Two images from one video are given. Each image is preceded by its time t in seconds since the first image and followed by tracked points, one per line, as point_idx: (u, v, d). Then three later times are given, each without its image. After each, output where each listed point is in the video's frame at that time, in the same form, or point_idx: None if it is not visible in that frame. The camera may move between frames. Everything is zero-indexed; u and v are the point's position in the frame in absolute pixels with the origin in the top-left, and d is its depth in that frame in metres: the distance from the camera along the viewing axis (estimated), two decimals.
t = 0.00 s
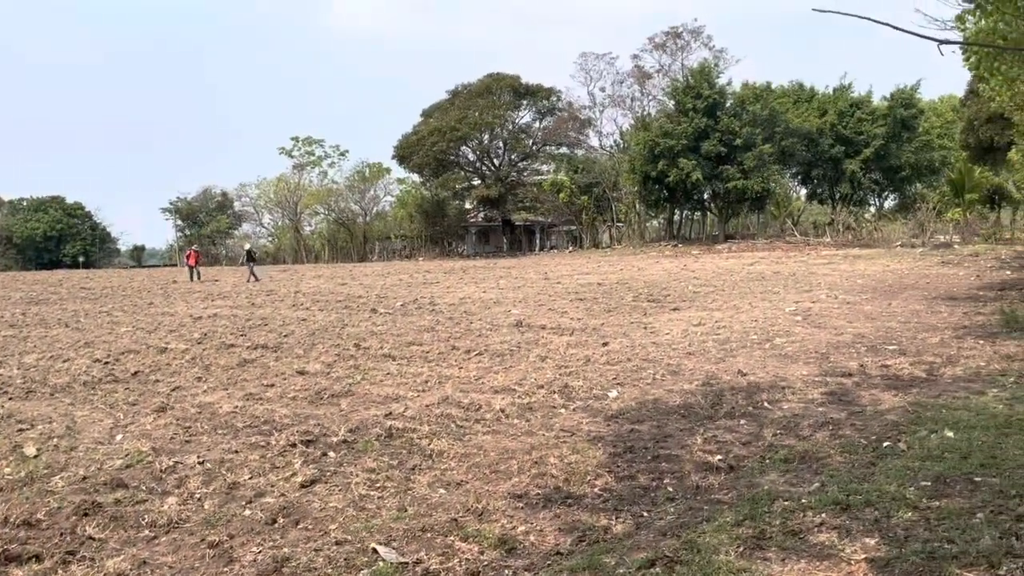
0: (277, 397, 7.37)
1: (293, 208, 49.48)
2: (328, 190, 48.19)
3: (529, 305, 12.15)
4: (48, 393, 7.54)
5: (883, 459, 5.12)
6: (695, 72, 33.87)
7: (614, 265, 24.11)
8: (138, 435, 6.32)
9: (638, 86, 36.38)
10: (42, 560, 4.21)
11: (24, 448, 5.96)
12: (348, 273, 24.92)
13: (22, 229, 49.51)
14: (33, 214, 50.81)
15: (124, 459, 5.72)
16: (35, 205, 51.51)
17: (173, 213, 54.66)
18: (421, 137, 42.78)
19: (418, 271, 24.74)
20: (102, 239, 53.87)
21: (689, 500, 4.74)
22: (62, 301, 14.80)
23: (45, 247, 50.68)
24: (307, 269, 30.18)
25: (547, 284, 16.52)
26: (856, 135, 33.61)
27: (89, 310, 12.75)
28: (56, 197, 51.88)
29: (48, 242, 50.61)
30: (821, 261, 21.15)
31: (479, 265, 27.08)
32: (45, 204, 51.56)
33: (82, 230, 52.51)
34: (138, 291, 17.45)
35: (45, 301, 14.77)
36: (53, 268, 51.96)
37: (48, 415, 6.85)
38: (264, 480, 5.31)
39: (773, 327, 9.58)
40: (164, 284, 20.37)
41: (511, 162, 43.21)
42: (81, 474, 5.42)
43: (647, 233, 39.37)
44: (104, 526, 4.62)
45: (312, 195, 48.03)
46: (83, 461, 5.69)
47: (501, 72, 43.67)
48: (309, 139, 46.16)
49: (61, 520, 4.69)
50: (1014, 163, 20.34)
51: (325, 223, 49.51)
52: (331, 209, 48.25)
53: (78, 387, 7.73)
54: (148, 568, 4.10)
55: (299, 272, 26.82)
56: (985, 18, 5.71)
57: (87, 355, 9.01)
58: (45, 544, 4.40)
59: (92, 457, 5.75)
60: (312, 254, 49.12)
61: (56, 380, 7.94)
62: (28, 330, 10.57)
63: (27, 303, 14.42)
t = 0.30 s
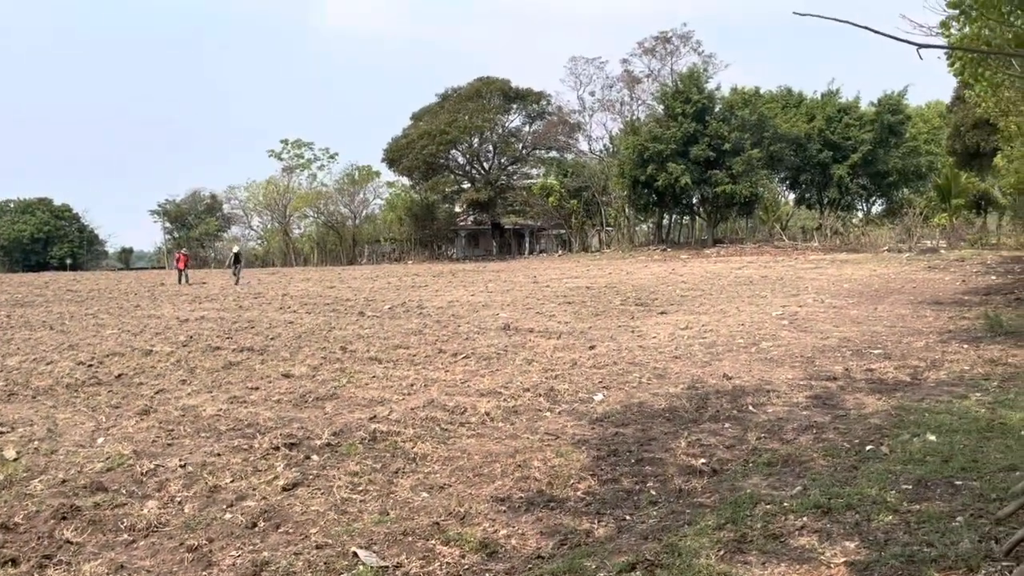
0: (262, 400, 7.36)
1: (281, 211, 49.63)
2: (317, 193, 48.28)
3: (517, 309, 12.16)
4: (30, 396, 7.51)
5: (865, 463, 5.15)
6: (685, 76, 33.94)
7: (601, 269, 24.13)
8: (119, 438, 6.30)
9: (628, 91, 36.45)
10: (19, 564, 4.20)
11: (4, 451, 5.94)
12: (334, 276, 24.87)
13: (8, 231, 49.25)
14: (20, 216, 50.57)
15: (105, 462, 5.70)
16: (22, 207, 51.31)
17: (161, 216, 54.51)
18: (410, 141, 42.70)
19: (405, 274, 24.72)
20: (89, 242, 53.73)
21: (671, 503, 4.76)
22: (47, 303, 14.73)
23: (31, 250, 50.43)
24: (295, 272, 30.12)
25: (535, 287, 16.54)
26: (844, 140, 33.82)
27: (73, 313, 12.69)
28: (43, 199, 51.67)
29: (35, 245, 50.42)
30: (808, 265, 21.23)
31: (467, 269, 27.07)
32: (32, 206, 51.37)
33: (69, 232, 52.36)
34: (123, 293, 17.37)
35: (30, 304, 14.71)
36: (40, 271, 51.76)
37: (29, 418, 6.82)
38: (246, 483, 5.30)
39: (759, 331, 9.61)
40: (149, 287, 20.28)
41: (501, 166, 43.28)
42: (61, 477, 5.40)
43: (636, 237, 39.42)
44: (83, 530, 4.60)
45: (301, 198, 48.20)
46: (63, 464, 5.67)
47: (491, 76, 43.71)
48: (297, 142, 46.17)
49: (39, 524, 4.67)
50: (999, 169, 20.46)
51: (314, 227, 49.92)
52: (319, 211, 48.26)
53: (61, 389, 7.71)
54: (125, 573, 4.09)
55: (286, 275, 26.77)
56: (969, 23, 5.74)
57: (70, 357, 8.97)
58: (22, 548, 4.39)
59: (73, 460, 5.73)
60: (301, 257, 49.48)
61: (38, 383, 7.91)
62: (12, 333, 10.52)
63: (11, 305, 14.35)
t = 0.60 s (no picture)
0: (255, 404, 7.35)
1: (277, 214, 49.56)
2: (313, 197, 48.10)
3: (512, 312, 12.16)
4: (22, 399, 7.49)
5: (858, 466, 5.15)
6: (680, 80, 34.00)
7: (596, 272, 24.14)
8: (111, 441, 6.29)
9: (624, 95, 36.51)
10: (8, 568, 4.19)
11: None
12: (329, 279, 24.89)
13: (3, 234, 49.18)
14: (15, 219, 50.47)
15: (96, 466, 5.70)
16: (17, 210, 51.25)
17: (157, 219, 54.48)
18: (406, 144, 42.69)
19: (400, 277, 24.72)
20: (85, 245, 53.73)
21: (664, 507, 4.76)
22: (41, 306, 14.72)
23: (27, 252, 50.37)
24: (291, 275, 30.08)
25: (531, 291, 16.53)
26: (839, 145, 33.92)
27: (67, 316, 12.67)
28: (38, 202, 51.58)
29: (30, 247, 50.37)
30: (802, 269, 21.26)
31: (462, 273, 27.09)
32: (28, 209, 51.32)
33: (64, 235, 52.32)
34: (118, 296, 17.36)
35: (24, 306, 14.68)
36: (35, 273, 51.71)
37: (21, 421, 6.81)
38: (238, 487, 5.29)
39: (754, 335, 9.61)
40: (145, 290, 20.23)
41: (496, 169, 43.28)
42: (52, 481, 5.39)
43: (632, 241, 39.47)
44: (73, 534, 4.60)
45: (297, 202, 47.94)
46: (54, 468, 5.67)
47: (487, 79, 43.78)
48: (293, 146, 46.09)
49: (29, 528, 4.67)
50: (993, 174, 20.50)
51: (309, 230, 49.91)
52: (315, 215, 48.21)
53: (53, 393, 7.69)
54: None
55: (281, 278, 26.71)
56: (963, 28, 5.72)
57: (63, 360, 8.96)
58: (12, 552, 4.38)
59: (64, 464, 5.72)
60: (297, 261, 50.15)
61: (31, 386, 7.89)
62: (5, 336, 10.50)
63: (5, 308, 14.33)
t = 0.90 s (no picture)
0: (257, 407, 7.35)
1: (278, 218, 49.58)
2: (315, 200, 47.66)
3: (514, 316, 12.16)
4: (25, 402, 7.49)
5: (861, 471, 5.14)
6: (681, 84, 34.02)
7: (597, 276, 24.16)
8: (113, 445, 6.28)
9: (625, 99, 36.57)
10: (9, 572, 4.17)
11: None
12: (331, 283, 24.91)
13: (5, 238, 49.16)
14: (16, 222, 50.48)
15: (98, 470, 5.68)
16: (19, 213, 51.28)
17: (159, 222, 54.51)
18: (407, 148, 42.69)
19: (403, 281, 24.76)
20: (87, 249, 53.79)
21: (667, 512, 4.74)
22: (43, 309, 14.72)
23: (28, 256, 50.39)
24: (293, 279, 30.07)
25: (533, 294, 16.53)
26: (840, 148, 34.03)
27: (69, 320, 12.66)
28: (40, 206, 51.61)
29: (31, 251, 50.40)
30: (804, 273, 21.27)
31: (464, 276, 27.15)
32: (30, 213, 51.35)
33: (66, 239, 52.30)
34: (120, 300, 17.37)
35: (26, 310, 14.69)
36: (37, 277, 51.75)
37: (23, 425, 6.80)
38: (240, 491, 5.28)
39: (756, 339, 9.61)
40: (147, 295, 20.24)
41: (498, 173, 42.98)
42: (54, 485, 5.38)
43: (633, 244, 39.46)
44: (76, 538, 4.58)
45: (299, 205, 47.42)
46: (57, 471, 5.66)
47: (489, 83, 43.83)
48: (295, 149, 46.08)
49: (32, 532, 4.65)
50: (995, 177, 20.49)
51: (311, 234, 49.82)
52: (317, 219, 47.84)
53: (56, 397, 7.68)
54: None
55: (282, 282, 26.78)
56: (965, 32, 5.70)
57: (65, 364, 8.96)
58: (14, 556, 4.36)
59: (66, 468, 5.71)
60: (298, 263, 50.11)
61: (33, 390, 7.87)
62: (6, 340, 10.48)
63: (6, 312, 14.32)
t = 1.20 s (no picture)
0: (266, 411, 7.35)
1: (285, 221, 49.80)
2: (321, 204, 47.88)
3: (520, 320, 12.14)
4: (36, 406, 7.51)
5: (873, 475, 5.13)
6: (687, 87, 34.02)
7: (605, 279, 24.21)
8: (125, 448, 6.31)
9: (631, 103, 36.60)
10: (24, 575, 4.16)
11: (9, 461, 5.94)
12: (339, 286, 24.96)
13: (13, 241, 49.17)
14: (24, 226, 50.57)
15: (111, 473, 5.71)
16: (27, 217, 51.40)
17: (165, 226, 54.59)
18: (413, 152, 42.78)
19: (411, 285, 24.80)
20: (94, 252, 53.91)
21: (678, 516, 4.73)
22: (51, 313, 14.71)
23: (36, 260, 50.46)
24: (300, 282, 30.13)
25: (539, 298, 16.53)
26: (846, 151, 34.00)
27: (77, 323, 12.66)
28: (47, 210, 51.64)
29: (39, 255, 50.50)
30: (811, 275, 21.29)
31: (472, 280, 27.22)
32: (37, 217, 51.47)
33: (73, 243, 52.42)
34: (127, 303, 17.39)
35: (34, 314, 14.70)
36: (44, 281, 51.86)
37: (34, 429, 6.81)
38: (252, 495, 5.27)
39: (764, 342, 9.59)
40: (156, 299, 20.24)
41: (503, 177, 43.01)
42: (67, 489, 5.38)
43: (639, 248, 39.47)
44: (89, 542, 4.59)
45: (305, 210, 47.75)
46: (70, 475, 5.69)
47: (494, 87, 43.86)
48: (301, 153, 46.01)
49: (45, 535, 4.67)
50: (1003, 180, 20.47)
51: (316, 237, 49.87)
52: (323, 223, 48.07)
53: (66, 400, 7.69)
54: None
55: (289, 286, 26.88)
56: (973, 37, 5.70)
57: (74, 368, 8.93)
58: (27, 560, 4.38)
59: (79, 471, 5.74)
60: (304, 267, 50.55)
61: (44, 394, 7.87)
62: (16, 343, 10.47)
63: (15, 316, 14.32)
